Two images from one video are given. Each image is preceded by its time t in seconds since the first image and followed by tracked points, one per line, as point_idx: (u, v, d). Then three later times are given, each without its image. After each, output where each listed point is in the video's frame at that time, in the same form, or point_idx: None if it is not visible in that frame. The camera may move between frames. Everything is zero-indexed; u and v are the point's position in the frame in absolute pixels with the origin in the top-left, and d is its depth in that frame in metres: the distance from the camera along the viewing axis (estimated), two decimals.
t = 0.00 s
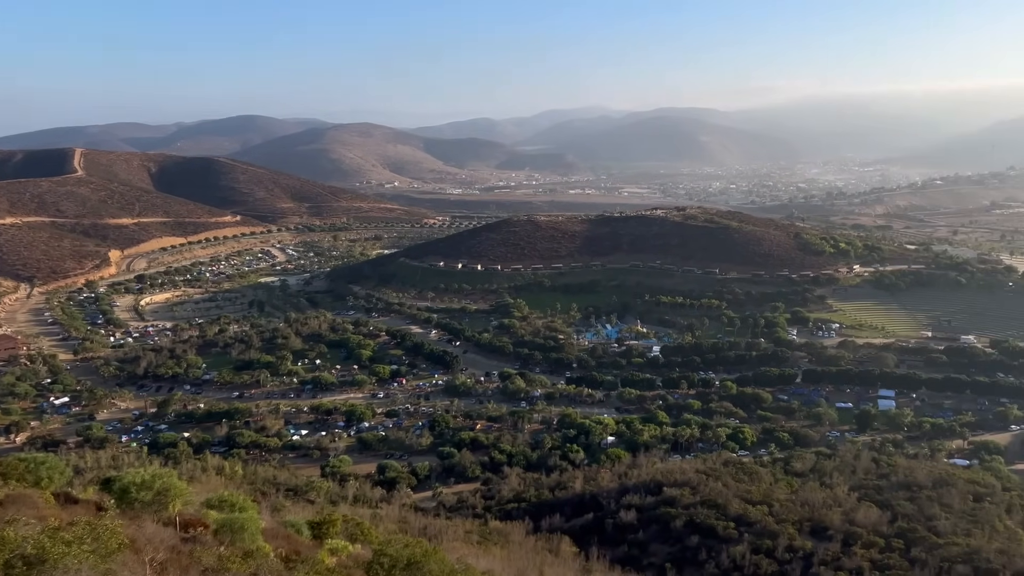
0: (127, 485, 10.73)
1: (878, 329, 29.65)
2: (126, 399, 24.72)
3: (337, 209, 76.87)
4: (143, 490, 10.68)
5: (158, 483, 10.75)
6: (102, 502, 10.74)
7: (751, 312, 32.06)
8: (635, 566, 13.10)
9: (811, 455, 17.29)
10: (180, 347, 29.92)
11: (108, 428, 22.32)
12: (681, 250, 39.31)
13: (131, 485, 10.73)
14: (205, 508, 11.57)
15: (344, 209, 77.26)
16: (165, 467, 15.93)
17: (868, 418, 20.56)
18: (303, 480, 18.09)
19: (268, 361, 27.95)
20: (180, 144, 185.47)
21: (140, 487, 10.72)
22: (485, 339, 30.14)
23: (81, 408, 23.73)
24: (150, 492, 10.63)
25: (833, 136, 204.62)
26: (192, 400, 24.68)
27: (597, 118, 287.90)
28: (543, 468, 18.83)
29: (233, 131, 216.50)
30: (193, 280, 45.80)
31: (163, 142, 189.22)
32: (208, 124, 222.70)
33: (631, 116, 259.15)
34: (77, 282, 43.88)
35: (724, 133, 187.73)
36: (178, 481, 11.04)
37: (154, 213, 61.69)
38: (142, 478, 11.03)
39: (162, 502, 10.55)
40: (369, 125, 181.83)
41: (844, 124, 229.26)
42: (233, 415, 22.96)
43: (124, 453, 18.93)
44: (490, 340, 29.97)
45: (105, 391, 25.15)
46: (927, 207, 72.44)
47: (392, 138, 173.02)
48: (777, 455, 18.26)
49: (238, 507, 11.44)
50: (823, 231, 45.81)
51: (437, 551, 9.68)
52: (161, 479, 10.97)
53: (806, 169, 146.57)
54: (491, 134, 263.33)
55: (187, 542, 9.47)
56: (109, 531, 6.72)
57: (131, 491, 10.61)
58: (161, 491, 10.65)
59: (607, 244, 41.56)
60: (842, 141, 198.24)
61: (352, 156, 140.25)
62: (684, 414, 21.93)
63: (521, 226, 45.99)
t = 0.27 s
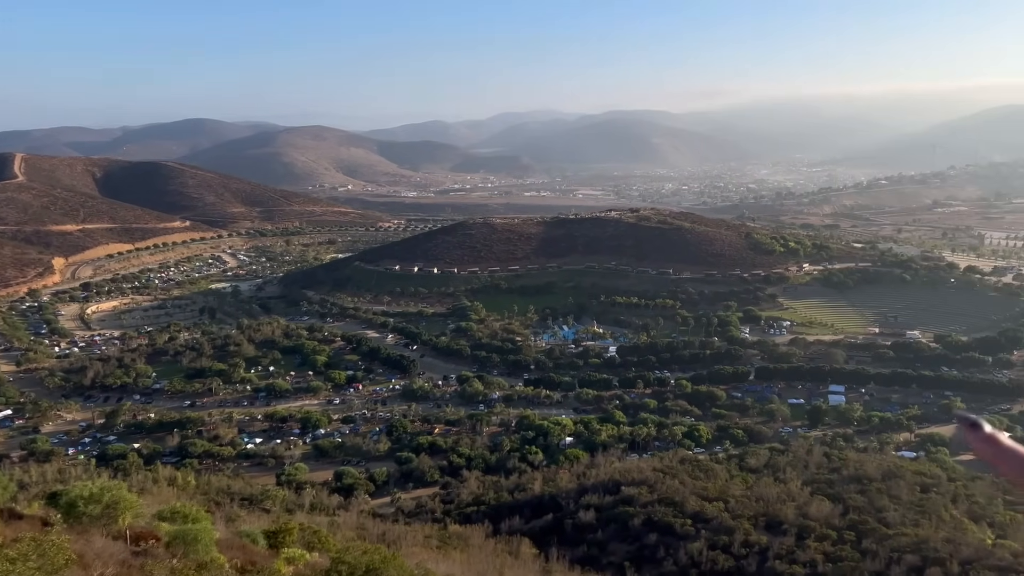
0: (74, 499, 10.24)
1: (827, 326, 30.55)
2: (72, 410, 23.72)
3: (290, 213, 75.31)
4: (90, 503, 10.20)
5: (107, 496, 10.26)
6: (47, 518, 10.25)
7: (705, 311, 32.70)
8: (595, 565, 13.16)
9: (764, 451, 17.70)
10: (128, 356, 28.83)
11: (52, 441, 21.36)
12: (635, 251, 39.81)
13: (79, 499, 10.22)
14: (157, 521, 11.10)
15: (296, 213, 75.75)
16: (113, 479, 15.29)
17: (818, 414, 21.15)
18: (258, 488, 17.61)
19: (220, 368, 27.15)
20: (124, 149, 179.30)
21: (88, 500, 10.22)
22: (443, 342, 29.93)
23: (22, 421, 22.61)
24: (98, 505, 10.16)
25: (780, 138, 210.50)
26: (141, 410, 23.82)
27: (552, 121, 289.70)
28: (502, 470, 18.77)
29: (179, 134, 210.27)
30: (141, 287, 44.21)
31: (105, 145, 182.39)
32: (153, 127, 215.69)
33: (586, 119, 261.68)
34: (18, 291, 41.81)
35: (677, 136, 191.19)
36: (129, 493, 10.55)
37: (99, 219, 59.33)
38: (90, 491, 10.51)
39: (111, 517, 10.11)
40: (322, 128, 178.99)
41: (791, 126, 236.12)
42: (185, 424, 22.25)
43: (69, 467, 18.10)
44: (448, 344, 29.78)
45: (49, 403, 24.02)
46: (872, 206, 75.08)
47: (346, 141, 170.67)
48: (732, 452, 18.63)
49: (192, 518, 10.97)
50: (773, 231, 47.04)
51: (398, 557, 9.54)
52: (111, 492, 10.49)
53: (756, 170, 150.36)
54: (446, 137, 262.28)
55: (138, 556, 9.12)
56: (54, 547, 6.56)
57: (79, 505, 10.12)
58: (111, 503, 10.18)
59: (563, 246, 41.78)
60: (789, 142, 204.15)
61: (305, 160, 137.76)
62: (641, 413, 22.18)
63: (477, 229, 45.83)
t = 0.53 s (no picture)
0: (26, 512, 9.82)
1: (786, 323, 31.24)
2: (23, 422, 22.83)
3: (248, 217, 73.78)
4: (44, 517, 9.81)
5: (62, 509, 9.89)
6: None
7: (666, 310, 33.14)
8: (561, 565, 13.18)
9: (727, 448, 17.99)
10: (83, 364, 27.88)
11: (3, 453, 20.56)
12: (598, 252, 40.13)
13: (32, 512, 9.80)
14: (114, 532, 10.70)
15: (254, 217, 74.22)
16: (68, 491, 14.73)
17: (779, 410, 21.59)
18: (219, 497, 17.17)
19: (178, 376, 26.44)
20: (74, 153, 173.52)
21: (42, 514, 9.82)
22: (406, 346, 29.67)
23: None
24: (53, 518, 9.79)
25: (737, 139, 214.87)
26: (96, 420, 23.05)
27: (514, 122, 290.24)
28: (467, 473, 18.67)
29: (131, 136, 204.29)
30: (94, 294, 42.81)
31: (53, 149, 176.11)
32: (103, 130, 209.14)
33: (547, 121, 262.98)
34: None
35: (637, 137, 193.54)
36: (86, 505, 10.22)
37: (49, 225, 57.23)
38: (44, 503, 10.09)
39: (66, 530, 9.81)
40: (280, 130, 176.05)
41: (747, 127, 241.19)
42: (143, 433, 21.64)
43: (21, 480, 17.40)
44: (411, 347, 29.54)
45: None
46: (826, 205, 77.14)
47: (305, 144, 168.14)
48: (694, 450, 18.89)
49: (151, 529, 10.57)
50: (732, 230, 47.95)
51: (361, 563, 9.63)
52: (66, 503, 10.13)
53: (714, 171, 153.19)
54: (408, 139, 260.48)
55: (95, 570, 9.01)
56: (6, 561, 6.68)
57: (32, 519, 9.72)
58: (66, 516, 9.85)
59: (526, 247, 41.84)
60: (745, 143, 208.50)
61: (263, 163, 135.28)
62: (605, 412, 22.34)
63: (440, 231, 45.58)
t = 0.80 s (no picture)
0: None
1: (753, 320, 31.77)
2: None
3: (212, 220, 72.37)
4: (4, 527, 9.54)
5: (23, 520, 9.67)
6: None
7: (636, 309, 33.43)
8: (534, 565, 13.19)
9: (696, 445, 18.20)
10: (44, 372, 27.05)
11: None
12: (567, 252, 40.29)
13: None
14: (78, 542, 10.37)
15: (219, 219, 72.78)
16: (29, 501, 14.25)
17: (747, 406, 21.93)
18: (187, 504, 16.80)
19: (143, 382, 25.82)
20: (30, 157, 168.34)
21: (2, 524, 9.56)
22: (376, 348, 29.39)
23: None
24: (14, 530, 9.55)
25: (703, 138, 217.76)
26: (58, 429, 22.41)
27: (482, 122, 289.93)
28: (439, 475, 18.56)
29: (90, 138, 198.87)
30: (55, 299, 41.57)
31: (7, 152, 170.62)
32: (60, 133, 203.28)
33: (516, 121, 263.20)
34: None
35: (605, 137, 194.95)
36: (47, 515, 10.04)
37: (5, 230, 55.42)
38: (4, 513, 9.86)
39: (28, 541, 9.61)
40: (245, 133, 173.11)
41: (712, 127, 244.75)
42: (107, 441, 21.11)
43: None
44: (381, 349, 29.27)
45: None
46: (791, 204, 78.64)
47: (270, 145, 165.58)
48: (665, 447, 19.08)
49: (117, 538, 10.27)
50: (699, 229, 48.57)
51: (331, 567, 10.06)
52: (27, 514, 9.91)
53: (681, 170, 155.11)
54: (376, 140, 258.31)
55: None
56: None
57: None
58: (28, 527, 9.66)
59: (495, 248, 41.79)
60: (711, 142, 211.55)
61: (227, 165, 132.84)
62: (576, 412, 22.44)
63: (408, 232, 45.27)
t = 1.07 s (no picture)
0: None
1: (726, 317, 32.17)
2: None
3: (182, 221, 71.09)
4: None
5: None
6: None
7: (610, 307, 33.61)
8: (511, 564, 13.18)
9: (672, 441, 18.36)
10: (9, 377, 26.35)
11: None
12: (542, 251, 40.35)
13: None
14: (48, 550, 10.21)
15: (188, 221, 71.47)
16: None
17: (722, 402, 22.18)
18: (159, 509, 16.48)
19: (113, 387, 25.28)
20: None
21: None
22: (351, 350, 29.11)
23: None
24: None
25: (676, 137, 219.78)
26: (25, 436, 21.87)
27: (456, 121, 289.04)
28: (416, 476, 18.45)
29: (55, 139, 194.08)
30: (21, 303, 40.51)
31: None
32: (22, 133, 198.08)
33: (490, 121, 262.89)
34: None
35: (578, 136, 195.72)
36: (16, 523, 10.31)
37: None
38: None
39: None
40: (215, 133, 170.38)
41: (684, 126, 247.20)
42: (76, 447, 20.68)
43: None
44: (356, 350, 29.00)
45: None
46: (762, 201, 79.76)
47: (241, 146, 163.15)
48: (640, 444, 19.22)
49: (86, 546, 10.09)
50: (672, 227, 48.98)
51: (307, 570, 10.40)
52: None
53: (654, 169, 156.37)
54: (349, 140, 255.99)
55: None
56: None
57: None
58: None
59: (470, 248, 41.66)
60: (684, 141, 213.59)
61: (197, 166, 130.55)
62: (552, 410, 22.49)
63: (382, 232, 44.92)
